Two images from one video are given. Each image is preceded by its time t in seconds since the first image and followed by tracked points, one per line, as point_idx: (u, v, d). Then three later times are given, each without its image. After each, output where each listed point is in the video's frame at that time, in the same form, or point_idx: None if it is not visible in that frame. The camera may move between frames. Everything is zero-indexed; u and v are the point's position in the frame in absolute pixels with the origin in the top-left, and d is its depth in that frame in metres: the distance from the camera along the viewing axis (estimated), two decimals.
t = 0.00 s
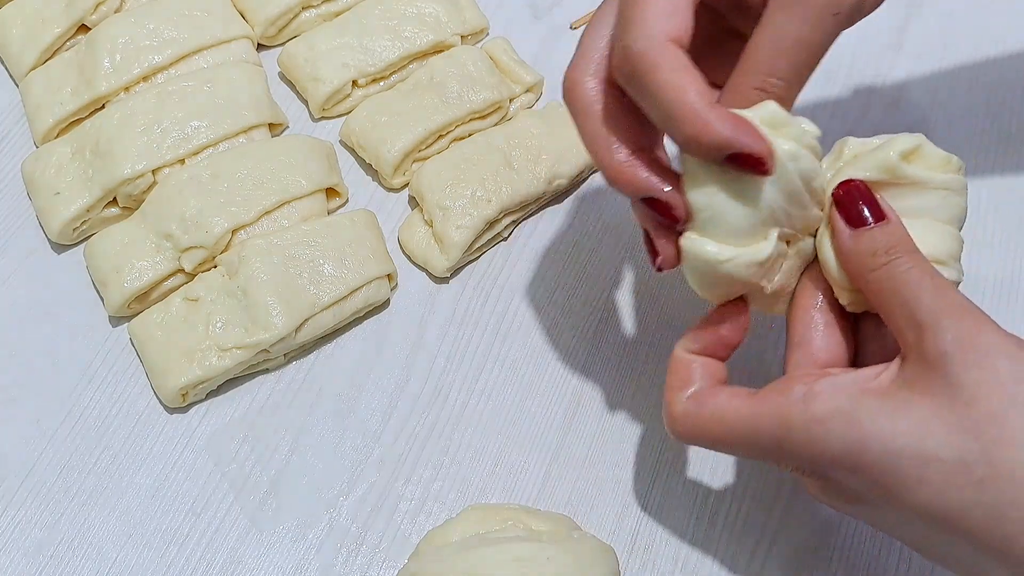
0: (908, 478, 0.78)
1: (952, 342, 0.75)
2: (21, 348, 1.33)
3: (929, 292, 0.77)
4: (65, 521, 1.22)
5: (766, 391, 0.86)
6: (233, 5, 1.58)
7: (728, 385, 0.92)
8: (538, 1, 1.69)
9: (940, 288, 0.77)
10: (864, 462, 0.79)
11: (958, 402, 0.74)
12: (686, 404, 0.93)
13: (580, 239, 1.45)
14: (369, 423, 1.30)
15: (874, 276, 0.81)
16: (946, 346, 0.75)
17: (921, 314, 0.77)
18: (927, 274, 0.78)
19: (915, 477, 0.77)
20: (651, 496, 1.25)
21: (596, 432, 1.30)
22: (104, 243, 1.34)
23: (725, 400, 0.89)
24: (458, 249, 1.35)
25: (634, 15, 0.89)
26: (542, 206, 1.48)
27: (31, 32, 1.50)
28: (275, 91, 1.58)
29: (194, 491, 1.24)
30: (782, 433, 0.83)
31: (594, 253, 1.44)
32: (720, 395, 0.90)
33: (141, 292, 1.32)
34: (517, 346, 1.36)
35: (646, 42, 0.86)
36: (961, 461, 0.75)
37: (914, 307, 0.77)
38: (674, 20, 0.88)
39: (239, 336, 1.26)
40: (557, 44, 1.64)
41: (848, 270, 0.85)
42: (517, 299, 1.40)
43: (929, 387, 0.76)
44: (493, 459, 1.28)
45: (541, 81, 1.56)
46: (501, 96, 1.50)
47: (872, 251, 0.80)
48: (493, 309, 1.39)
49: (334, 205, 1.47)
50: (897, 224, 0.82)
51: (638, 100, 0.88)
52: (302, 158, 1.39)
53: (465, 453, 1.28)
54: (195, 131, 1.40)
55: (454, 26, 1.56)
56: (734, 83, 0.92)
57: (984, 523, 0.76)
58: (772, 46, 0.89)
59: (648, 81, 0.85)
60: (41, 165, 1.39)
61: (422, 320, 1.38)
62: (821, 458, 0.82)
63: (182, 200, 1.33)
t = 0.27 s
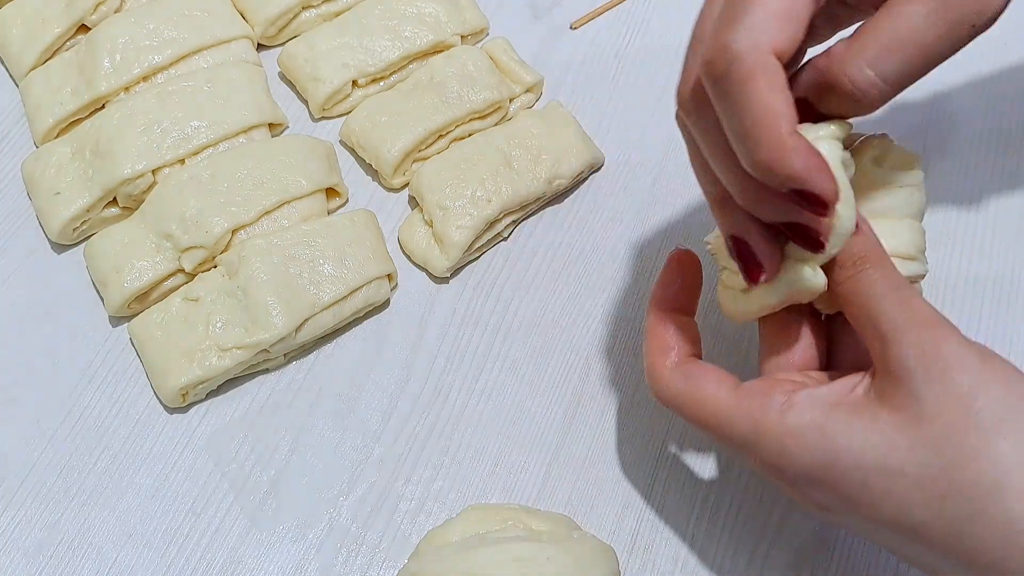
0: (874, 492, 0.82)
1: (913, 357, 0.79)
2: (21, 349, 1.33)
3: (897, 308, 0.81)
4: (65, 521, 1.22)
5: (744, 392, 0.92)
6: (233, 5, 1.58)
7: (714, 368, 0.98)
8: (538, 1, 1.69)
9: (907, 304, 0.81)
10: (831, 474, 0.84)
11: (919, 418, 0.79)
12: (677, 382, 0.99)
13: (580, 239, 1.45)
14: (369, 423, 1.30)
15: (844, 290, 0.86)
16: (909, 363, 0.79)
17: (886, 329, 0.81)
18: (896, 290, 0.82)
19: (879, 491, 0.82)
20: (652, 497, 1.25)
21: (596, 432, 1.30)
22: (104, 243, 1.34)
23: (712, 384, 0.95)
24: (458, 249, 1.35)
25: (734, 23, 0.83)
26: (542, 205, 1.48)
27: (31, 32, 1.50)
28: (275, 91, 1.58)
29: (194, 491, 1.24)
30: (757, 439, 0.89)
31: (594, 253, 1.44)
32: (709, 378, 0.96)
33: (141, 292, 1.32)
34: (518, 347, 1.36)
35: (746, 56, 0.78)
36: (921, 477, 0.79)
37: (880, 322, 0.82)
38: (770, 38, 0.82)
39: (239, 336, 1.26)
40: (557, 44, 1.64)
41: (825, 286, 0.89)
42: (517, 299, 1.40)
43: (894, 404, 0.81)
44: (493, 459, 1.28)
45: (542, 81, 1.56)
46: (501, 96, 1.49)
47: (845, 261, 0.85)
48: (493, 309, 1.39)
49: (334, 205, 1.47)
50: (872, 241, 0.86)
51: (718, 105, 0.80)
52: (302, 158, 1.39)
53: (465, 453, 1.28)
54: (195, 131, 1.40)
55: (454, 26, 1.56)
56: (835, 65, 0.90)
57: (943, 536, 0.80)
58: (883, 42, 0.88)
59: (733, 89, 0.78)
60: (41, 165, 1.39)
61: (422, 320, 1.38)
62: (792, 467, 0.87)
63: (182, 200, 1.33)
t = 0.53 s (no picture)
0: (853, 544, 0.86)
1: (872, 422, 0.81)
2: (21, 348, 1.33)
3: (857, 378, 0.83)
4: (65, 521, 1.22)
5: (720, 444, 0.98)
6: (233, 5, 1.58)
7: (691, 422, 1.05)
8: (538, 1, 1.69)
9: (869, 372, 0.83)
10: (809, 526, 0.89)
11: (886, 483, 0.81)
12: (655, 438, 1.06)
13: (580, 239, 1.45)
14: (369, 423, 1.30)
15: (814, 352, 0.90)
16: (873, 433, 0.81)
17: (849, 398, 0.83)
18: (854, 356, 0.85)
19: (858, 543, 0.86)
20: (651, 497, 1.25)
21: (595, 432, 1.30)
22: (104, 243, 1.34)
23: (688, 441, 1.01)
24: (458, 249, 1.36)
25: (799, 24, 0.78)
26: (542, 206, 1.48)
27: (31, 32, 1.50)
28: (275, 91, 1.58)
29: (194, 491, 1.24)
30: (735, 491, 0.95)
31: (594, 254, 1.44)
32: (685, 435, 1.03)
33: (141, 292, 1.32)
34: (518, 347, 1.36)
35: (804, 63, 0.74)
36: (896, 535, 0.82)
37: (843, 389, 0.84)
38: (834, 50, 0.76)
39: (239, 336, 1.26)
40: (557, 44, 1.64)
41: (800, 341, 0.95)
42: (517, 299, 1.40)
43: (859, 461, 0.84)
44: (493, 459, 1.28)
45: (541, 81, 1.56)
46: (501, 95, 1.49)
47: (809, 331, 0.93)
48: (493, 309, 1.39)
49: (333, 205, 1.47)
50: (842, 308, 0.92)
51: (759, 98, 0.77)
52: (302, 158, 1.39)
53: (465, 453, 1.28)
54: (195, 131, 1.40)
55: (454, 26, 1.56)
56: (919, 102, 0.83)
57: None
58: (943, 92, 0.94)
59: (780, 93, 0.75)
60: (41, 165, 1.39)
61: (422, 320, 1.38)
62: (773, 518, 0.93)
63: (182, 200, 1.33)
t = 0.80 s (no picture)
0: (876, 525, 0.85)
1: (895, 396, 0.80)
2: (21, 348, 1.33)
3: (868, 357, 0.82)
4: (66, 521, 1.22)
5: (733, 429, 0.94)
6: (233, 5, 1.58)
7: (700, 404, 1.01)
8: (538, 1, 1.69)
9: (880, 351, 0.82)
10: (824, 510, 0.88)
11: (907, 457, 0.81)
12: (664, 421, 1.02)
13: (580, 239, 1.45)
14: (369, 423, 1.30)
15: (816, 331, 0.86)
16: (891, 409, 0.81)
17: (863, 380, 0.82)
18: (863, 337, 0.82)
19: (872, 529, 0.86)
20: (651, 497, 1.25)
21: (595, 432, 1.30)
22: (104, 243, 1.34)
23: (699, 424, 0.98)
24: (458, 249, 1.36)
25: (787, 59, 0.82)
26: (542, 205, 1.48)
27: (32, 32, 1.50)
28: (275, 91, 1.58)
29: (194, 491, 1.24)
30: (747, 477, 0.92)
31: (594, 254, 1.44)
32: (696, 418, 0.99)
33: (141, 292, 1.32)
34: (518, 347, 1.36)
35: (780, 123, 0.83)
36: (917, 510, 0.81)
37: (858, 371, 0.83)
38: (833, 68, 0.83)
39: (239, 336, 1.26)
40: (557, 44, 1.64)
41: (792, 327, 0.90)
42: (517, 298, 1.40)
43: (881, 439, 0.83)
44: (493, 459, 1.28)
45: (541, 81, 1.56)
46: (501, 95, 1.49)
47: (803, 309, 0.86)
48: (492, 309, 1.39)
49: (333, 205, 1.47)
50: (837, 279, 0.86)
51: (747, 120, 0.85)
52: (302, 158, 1.39)
53: (465, 453, 1.28)
54: (195, 131, 1.40)
55: (454, 26, 1.56)
56: (872, 139, 0.97)
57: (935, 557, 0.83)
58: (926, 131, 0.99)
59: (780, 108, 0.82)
60: (41, 165, 1.39)
61: (422, 320, 1.38)
62: (786, 504, 0.92)
63: (182, 200, 1.33)
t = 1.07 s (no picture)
0: (882, 533, 0.83)
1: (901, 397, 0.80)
2: (21, 348, 1.33)
3: (873, 350, 0.82)
4: (66, 521, 1.22)
5: (738, 436, 0.91)
6: (233, 5, 1.58)
7: (702, 410, 0.97)
8: (538, 2, 1.69)
9: (884, 344, 0.83)
10: (834, 516, 0.85)
11: (918, 450, 0.80)
12: (664, 425, 0.98)
13: (580, 239, 1.45)
14: (369, 423, 1.30)
15: (820, 331, 0.87)
16: (900, 400, 0.80)
17: (869, 380, 0.83)
18: (868, 332, 0.83)
19: (879, 538, 0.84)
20: (651, 497, 1.25)
21: (595, 432, 1.29)
22: (104, 243, 1.34)
23: (702, 428, 0.94)
24: (458, 249, 1.35)
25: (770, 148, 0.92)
26: (542, 206, 1.48)
27: (32, 33, 1.50)
28: (275, 91, 1.58)
29: (194, 491, 1.24)
30: (751, 486, 0.89)
31: (594, 254, 1.44)
32: (698, 422, 0.95)
33: (141, 292, 1.32)
34: (518, 347, 1.36)
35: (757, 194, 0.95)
36: (929, 506, 0.80)
37: (865, 366, 0.83)
38: (873, 87, 0.88)
39: (239, 336, 1.26)
40: (557, 44, 1.64)
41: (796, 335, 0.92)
42: (517, 298, 1.40)
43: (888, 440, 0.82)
44: (493, 459, 1.28)
45: (541, 81, 1.55)
46: (501, 95, 1.49)
47: (806, 311, 0.89)
48: (492, 309, 1.39)
49: (333, 205, 1.47)
50: (835, 285, 0.89)
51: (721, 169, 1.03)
52: (302, 158, 1.39)
53: (465, 453, 1.28)
54: (195, 131, 1.40)
55: (454, 26, 1.56)
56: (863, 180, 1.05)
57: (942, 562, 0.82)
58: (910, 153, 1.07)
59: (785, 139, 0.91)
60: (41, 165, 1.39)
61: (422, 320, 1.38)
62: (793, 513, 0.88)
63: (182, 200, 1.33)
